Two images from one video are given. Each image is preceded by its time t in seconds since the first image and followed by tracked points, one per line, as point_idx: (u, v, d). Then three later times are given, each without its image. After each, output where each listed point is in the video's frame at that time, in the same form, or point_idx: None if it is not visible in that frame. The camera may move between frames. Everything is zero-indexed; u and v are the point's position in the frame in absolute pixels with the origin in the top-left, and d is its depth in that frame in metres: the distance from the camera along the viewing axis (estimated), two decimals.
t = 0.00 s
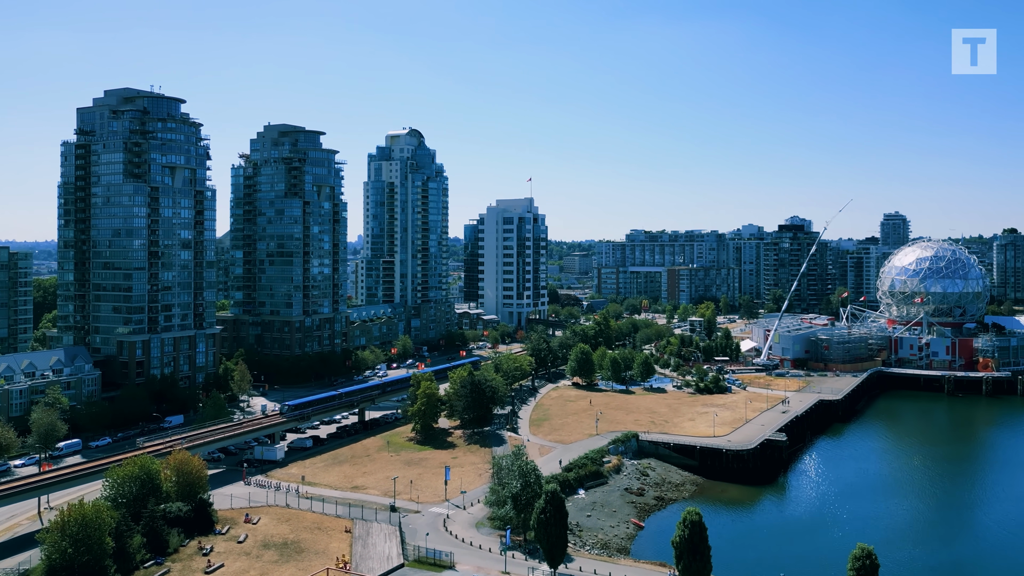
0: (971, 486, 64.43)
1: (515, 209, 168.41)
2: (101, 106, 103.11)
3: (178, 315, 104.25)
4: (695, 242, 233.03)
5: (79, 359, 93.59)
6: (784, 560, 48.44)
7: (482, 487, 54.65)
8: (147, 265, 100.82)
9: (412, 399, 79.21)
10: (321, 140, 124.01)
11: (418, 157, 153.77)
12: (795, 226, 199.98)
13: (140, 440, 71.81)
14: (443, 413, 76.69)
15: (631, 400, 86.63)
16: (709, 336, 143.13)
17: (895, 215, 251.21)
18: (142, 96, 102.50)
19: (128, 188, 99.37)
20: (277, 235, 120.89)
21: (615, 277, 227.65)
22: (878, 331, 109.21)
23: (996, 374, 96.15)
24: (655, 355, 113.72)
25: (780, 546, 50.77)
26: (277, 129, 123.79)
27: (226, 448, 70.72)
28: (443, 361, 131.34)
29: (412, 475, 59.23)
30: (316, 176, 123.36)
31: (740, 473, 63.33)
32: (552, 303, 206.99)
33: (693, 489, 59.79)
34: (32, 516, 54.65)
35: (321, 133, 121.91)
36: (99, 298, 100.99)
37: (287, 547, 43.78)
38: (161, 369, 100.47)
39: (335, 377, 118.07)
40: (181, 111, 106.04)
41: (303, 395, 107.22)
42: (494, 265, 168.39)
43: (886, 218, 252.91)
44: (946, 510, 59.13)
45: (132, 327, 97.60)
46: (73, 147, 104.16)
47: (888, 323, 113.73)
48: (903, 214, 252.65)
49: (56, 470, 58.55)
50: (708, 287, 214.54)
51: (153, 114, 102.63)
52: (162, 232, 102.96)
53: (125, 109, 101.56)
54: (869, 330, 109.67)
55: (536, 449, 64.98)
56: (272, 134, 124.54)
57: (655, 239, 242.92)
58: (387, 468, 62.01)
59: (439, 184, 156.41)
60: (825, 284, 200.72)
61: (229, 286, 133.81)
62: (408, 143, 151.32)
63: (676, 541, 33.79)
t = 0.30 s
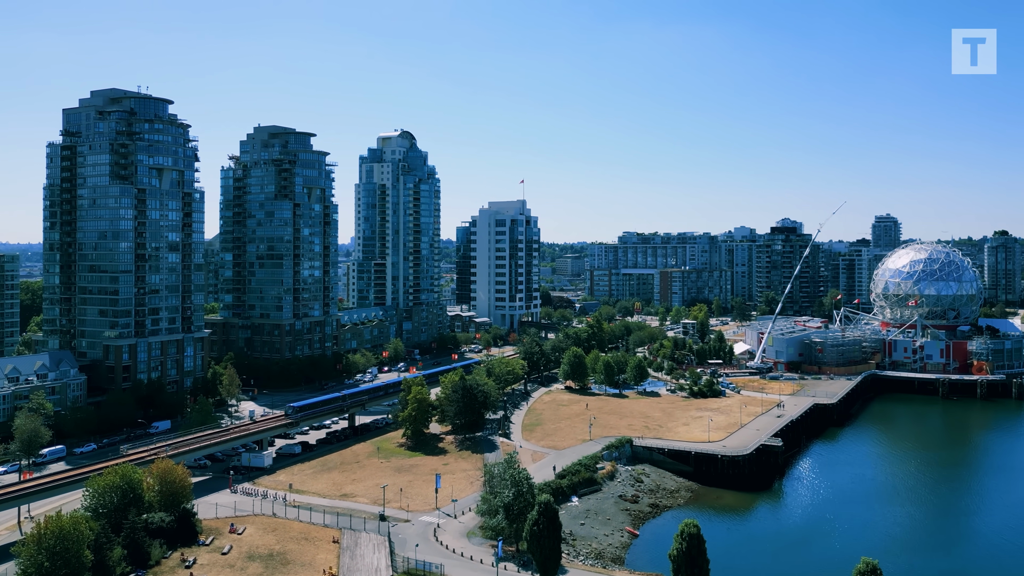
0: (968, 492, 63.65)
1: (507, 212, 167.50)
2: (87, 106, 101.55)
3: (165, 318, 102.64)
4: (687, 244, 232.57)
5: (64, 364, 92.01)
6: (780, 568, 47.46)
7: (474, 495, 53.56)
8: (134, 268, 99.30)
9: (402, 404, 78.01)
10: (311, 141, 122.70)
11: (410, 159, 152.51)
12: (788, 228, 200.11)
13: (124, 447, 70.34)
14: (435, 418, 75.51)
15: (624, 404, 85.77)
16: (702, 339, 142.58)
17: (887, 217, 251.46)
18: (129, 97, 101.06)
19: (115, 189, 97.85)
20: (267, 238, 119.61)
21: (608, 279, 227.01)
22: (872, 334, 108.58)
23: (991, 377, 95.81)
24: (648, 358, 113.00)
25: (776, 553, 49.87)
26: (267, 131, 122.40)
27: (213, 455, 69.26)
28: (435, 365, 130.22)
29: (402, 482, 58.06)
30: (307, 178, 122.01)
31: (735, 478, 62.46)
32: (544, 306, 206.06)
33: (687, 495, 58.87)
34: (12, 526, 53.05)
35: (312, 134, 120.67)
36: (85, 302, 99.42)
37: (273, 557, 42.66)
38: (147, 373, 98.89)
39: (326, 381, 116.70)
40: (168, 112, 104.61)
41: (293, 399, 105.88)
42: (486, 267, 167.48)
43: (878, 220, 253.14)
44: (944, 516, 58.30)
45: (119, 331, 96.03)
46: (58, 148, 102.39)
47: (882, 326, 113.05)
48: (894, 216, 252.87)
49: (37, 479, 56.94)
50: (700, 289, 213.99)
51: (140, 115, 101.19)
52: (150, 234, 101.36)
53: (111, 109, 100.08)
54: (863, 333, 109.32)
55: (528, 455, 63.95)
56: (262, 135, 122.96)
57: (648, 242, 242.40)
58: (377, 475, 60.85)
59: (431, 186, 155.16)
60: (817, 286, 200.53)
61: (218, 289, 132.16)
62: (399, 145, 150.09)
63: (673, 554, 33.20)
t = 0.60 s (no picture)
0: (965, 498, 62.78)
1: (499, 214, 166.47)
2: (72, 106, 99.75)
3: (151, 322, 100.82)
4: (679, 246, 231.99)
5: (47, 369, 90.26)
6: None
7: (464, 504, 52.36)
8: (119, 271, 97.56)
9: (392, 409, 76.67)
10: (301, 143, 121.22)
11: (401, 160, 151.01)
12: (780, 230, 200.04)
13: (106, 454, 68.66)
14: (425, 424, 74.24)
15: (617, 409, 84.76)
16: (694, 341, 141.95)
17: (877, 219, 251.71)
18: (114, 97, 99.36)
19: (99, 191, 96.10)
20: (256, 240, 118.04)
21: (599, 281, 226.16)
22: (865, 337, 108.49)
23: (986, 379, 95.08)
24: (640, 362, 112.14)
25: (772, 561, 48.88)
26: (256, 132, 120.70)
27: (197, 462, 67.65)
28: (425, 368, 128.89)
29: (391, 491, 56.75)
30: (296, 180, 120.41)
31: (730, 485, 61.51)
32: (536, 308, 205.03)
33: (682, 503, 57.85)
34: None
35: (301, 135, 119.14)
36: (69, 305, 97.67)
37: (257, 571, 41.33)
38: (133, 378, 97.05)
39: (315, 386, 115.06)
40: (154, 112, 102.88)
41: (281, 404, 104.32)
42: (477, 270, 166.34)
43: (869, 222, 253.32)
44: (941, 523, 57.41)
45: (103, 335, 94.24)
46: (41, 149, 100.49)
47: (875, 329, 112.95)
48: (885, 219, 253.18)
49: (15, 489, 55.25)
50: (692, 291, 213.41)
51: (125, 115, 99.54)
52: (135, 237, 99.66)
53: (96, 110, 98.36)
54: (856, 335, 108.97)
55: (520, 462, 62.78)
56: (251, 136, 121.38)
57: (640, 244, 241.74)
58: (365, 483, 59.54)
59: (423, 188, 153.64)
60: (809, 288, 200.30)
61: (206, 292, 130.45)
62: (390, 146, 148.61)
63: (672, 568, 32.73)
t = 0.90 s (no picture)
0: (960, 503, 61.94)
1: (490, 216, 165.59)
2: (55, 106, 98.00)
3: (136, 326, 99.08)
4: (670, 248, 231.51)
5: (29, 373, 88.46)
6: None
7: (454, 513, 51.22)
8: (103, 274, 95.84)
9: (380, 414, 75.43)
10: (289, 144, 119.83)
11: (391, 162, 149.65)
12: (770, 232, 200.06)
13: (87, 462, 66.98)
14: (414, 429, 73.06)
15: (609, 413, 83.81)
16: (686, 344, 141.40)
17: (867, 221, 252.08)
18: (98, 97, 97.70)
19: (82, 193, 94.36)
20: (244, 242, 116.56)
21: (590, 283, 225.32)
22: (858, 339, 108.24)
23: (979, 382, 94.80)
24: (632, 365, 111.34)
25: (767, 568, 47.96)
26: (244, 133, 119.24)
27: (182, 469, 65.98)
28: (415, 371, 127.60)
29: (379, 498, 55.52)
30: (284, 182, 118.99)
31: (724, 491, 60.65)
32: (527, 310, 204.00)
33: (675, 509, 56.93)
34: None
35: (290, 137, 117.79)
36: (52, 309, 95.91)
37: None
38: (117, 383, 95.22)
39: (303, 389, 113.49)
40: (139, 112, 101.35)
41: (269, 408, 102.82)
42: (468, 272, 165.23)
43: (859, 224, 253.69)
44: (936, 528, 56.55)
45: (86, 339, 92.52)
46: (24, 150, 98.63)
47: (868, 331, 112.65)
48: (875, 221, 253.66)
49: None
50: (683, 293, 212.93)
51: (109, 116, 97.94)
52: (119, 239, 98.01)
53: (80, 110, 96.66)
54: (848, 338, 108.89)
55: (511, 468, 61.70)
56: (239, 137, 119.93)
57: (631, 246, 241.19)
58: (353, 490, 58.32)
59: (413, 190, 152.28)
60: (800, 290, 200.17)
61: (193, 294, 128.74)
62: (380, 148, 147.27)
63: None
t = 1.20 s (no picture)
0: (955, 509, 61.14)
1: (479, 218, 164.67)
2: (35, 106, 96.01)
3: (118, 330, 97.07)
4: (659, 250, 231.23)
5: (7, 378, 86.38)
6: None
7: (442, 523, 50.02)
8: (83, 277, 93.88)
9: (367, 420, 74.02)
10: (276, 145, 118.27)
11: (379, 164, 148.19)
12: (759, 234, 200.37)
13: (65, 471, 65.13)
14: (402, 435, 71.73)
15: (600, 417, 82.82)
16: (676, 347, 140.91)
17: (855, 224, 252.71)
18: (80, 97, 95.80)
19: (63, 194, 92.26)
20: (229, 245, 114.87)
21: (580, 285, 224.41)
22: (848, 342, 107.27)
23: (970, 385, 94.63)
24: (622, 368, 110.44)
25: None
26: (230, 134, 117.60)
27: (163, 478, 64.48)
28: (404, 375, 126.21)
29: (365, 507, 54.22)
30: (271, 183, 117.44)
31: (717, 497, 59.75)
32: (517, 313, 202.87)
33: (668, 517, 55.99)
34: None
35: (277, 138, 116.25)
36: (32, 313, 93.86)
37: None
38: (99, 389, 93.16)
39: (290, 394, 111.86)
40: (122, 113, 99.55)
41: (254, 413, 101.08)
42: (457, 275, 164.01)
43: (847, 226, 254.28)
44: (931, 534, 55.65)
45: (67, 344, 90.59)
46: (3, 150, 96.51)
47: (858, 334, 112.41)
48: (862, 223, 254.36)
49: None
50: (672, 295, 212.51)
51: (91, 116, 96.08)
52: (101, 242, 96.08)
53: (61, 110, 94.76)
54: (839, 341, 107.87)
55: (501, 475, 60.56)
56: (225, 138, 118.30)
57: (620, 248, 240.80)
58: (338, 499, 56.98)
59: (401, 192, 150.84)
60: (789, 292, 200.14)
61: (178, 297, 126.71)
62: (369, 149, 145.86)
63: None
